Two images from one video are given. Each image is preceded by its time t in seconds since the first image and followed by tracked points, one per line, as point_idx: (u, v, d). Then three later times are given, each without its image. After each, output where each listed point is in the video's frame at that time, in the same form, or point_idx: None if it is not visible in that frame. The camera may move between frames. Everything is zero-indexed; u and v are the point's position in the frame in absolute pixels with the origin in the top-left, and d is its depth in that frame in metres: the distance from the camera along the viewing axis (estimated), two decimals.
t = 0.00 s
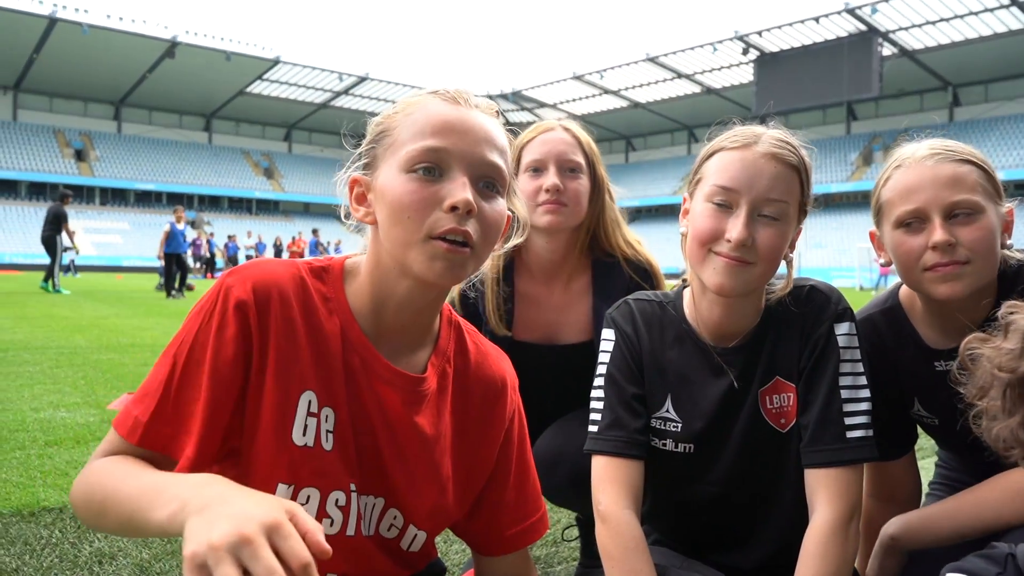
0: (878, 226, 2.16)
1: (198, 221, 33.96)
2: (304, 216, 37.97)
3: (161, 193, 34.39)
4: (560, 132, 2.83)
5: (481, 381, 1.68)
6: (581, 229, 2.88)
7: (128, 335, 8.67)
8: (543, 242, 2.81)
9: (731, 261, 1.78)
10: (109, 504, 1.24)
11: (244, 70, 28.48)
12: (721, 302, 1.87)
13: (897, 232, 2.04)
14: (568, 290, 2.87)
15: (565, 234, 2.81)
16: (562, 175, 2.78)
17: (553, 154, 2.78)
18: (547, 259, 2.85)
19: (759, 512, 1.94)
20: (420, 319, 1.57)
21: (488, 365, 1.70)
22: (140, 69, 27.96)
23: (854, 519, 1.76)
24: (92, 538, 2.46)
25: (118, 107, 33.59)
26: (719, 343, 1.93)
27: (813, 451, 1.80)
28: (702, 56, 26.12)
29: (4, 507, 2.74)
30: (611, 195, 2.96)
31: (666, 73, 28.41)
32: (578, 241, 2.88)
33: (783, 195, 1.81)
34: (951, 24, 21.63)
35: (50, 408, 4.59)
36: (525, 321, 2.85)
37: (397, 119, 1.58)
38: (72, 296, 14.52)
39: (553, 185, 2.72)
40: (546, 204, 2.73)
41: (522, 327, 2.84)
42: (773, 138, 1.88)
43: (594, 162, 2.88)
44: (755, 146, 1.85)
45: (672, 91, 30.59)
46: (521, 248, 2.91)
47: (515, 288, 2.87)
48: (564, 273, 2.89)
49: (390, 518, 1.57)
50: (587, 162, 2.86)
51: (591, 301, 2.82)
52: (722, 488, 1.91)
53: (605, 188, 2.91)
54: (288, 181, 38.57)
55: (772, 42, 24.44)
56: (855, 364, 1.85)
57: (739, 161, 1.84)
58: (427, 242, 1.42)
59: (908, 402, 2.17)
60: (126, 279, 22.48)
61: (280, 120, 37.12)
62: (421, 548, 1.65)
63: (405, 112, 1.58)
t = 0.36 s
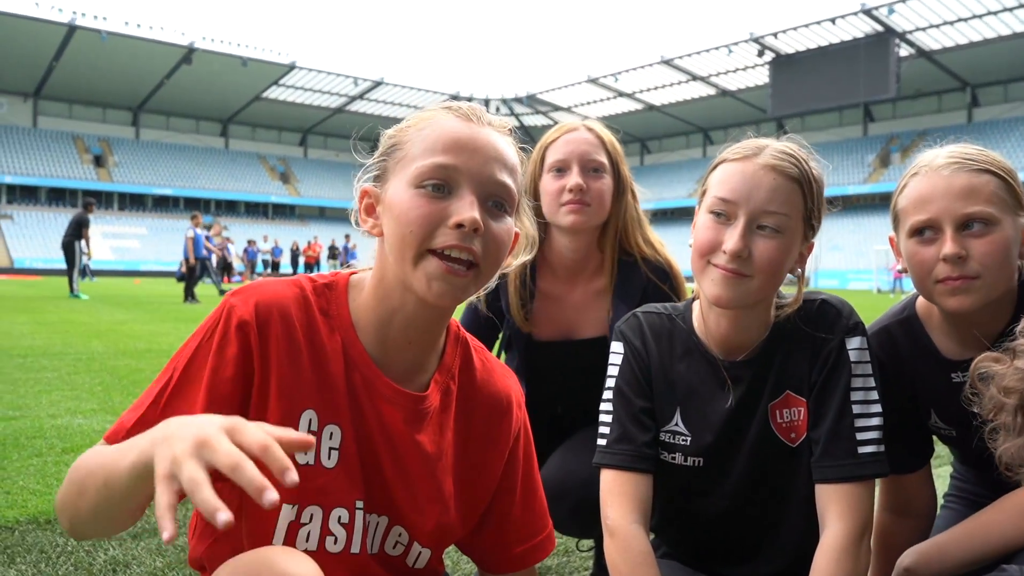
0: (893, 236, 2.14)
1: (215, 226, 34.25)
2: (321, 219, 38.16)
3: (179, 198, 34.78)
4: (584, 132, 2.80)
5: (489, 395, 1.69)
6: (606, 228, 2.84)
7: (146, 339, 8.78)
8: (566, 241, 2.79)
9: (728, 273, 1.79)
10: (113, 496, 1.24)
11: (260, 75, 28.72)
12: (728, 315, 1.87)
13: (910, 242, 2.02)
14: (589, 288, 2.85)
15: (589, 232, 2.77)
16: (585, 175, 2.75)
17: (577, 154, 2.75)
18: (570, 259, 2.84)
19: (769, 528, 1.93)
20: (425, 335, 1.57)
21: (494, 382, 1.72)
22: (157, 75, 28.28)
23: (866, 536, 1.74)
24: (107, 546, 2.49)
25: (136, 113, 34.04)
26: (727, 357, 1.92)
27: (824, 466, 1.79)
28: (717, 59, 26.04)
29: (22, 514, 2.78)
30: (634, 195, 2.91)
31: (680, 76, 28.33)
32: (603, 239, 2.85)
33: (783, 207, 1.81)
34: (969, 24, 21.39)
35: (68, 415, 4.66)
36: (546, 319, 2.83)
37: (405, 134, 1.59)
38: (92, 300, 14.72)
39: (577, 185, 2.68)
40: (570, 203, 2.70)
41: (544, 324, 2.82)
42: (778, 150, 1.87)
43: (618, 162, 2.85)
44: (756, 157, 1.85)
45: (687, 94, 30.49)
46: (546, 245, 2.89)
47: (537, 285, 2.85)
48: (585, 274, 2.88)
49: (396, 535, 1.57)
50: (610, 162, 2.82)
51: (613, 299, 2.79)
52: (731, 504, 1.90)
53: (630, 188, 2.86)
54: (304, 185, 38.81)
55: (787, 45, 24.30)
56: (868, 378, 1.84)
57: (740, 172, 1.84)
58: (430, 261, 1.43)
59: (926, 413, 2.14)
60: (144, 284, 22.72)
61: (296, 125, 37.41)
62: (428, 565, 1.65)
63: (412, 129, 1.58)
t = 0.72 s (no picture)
0: (897, 243, 2.12)
1: (225, 230, 34.42)
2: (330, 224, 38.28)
3: (189, 202, 35.01)
4: (591, 140, 2.78)
5: (484, 399, 1.70)
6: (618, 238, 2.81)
7: (154, 344, 8.83)
8: (574, 251, 2.77)
9: (727, 282, 1.79)
10: (108, 537, 1.31)
11: (271, 80, 28.92)
12: (727, 321, 1.86)
13: (913, 249, 2.01)
14: (599, 297, 2.82)
15: (598, 242, 2.75)
16: (592, 184, 2.73)
17: (584, 163, 2.74)
18: (580, 268, 2.81)
19: (768, 533, 1.93)
20: (419, 341, 1.58)
21: (490, 387, 1.73)
22: (169, 80, 28.52)
23: (863, 545, 1.73)
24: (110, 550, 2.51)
25: (147, 118, 34.35)
26: (726, 363, 1.92)
27: (821, 474, 1.78)
28: (726, 63, 26.00)
29: (26, 517, 2.80)
30: (643, 204, 2.88)
31: (690, 81, 28.32)
32: (612, 248, 2.82)
33: (782, 216, 1.80)
34: (980, 29, 21.29)
35: (75, 418, 4.69)
36: (555, 328, 2.79)
37: (401, 140, 1.60)
38: (101, 304, 14.82)
39: (584, 194, 2.67)
40: (578, 212, 2.68)
41: (552, 332, 2.78)
42: (778, 157, 1.87)
43: (626, 170, 2.83)
44: (756, 165, 1.85)
45: (697, 98, 30.47)
46: (554, 255, 2.88)
47: (546, 294, 2.82)
48: (594, 284, 2.85)
49: (390, 540, 1.58)
50: (618, 170, 2.81)
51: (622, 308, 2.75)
52: (730, 509, 1.89)
53: (638, 197, 2.84)
54: (314, 190, 38.94)
55: (797, 49, 24.22)
56: (866, 386, 1.83)
57: (739, 180, 1.85)
58: (426, 269, 1.44)
59: (928, 421, 2.13)
60: (154, 288, 22.84)
61: (305, 129, 37.62)
62: (420, 570, 1.66)
63: (409, 135, 1.59)
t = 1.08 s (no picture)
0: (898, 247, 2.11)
1: (232, 230, 34.49)
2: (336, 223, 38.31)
3: (196, 202, 35.14)
4: (598, 148, 2.73)
5: (487, 401, 1.69)
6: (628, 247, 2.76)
7: (159, 343, 8.86)
8: (584, 260, 2.71)
9: (725, 285, 1.78)
10: (105, 529, 1.28)
11: (277, 80, 28.99)
12: (725, 324, 1.84)
13: (912, 253, 2.00)
14: (610, 305, 2.76)
15: (608, 251, 2.69)
16: (601, 193, 2.67)
17: (592, 171, 2.67)
18: (590, 276, 2.75)
19: (767, 535, 1.92)
20: (426, 348, 1.57)
21: (494, 387, 1.72)
22: (175, 80, 28.64)
23: (861, 549, 1.72)
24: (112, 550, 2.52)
25: (154, 118, 34.50)
26: (724, 364, 1.90)
27: (820, 476, 1.77)
28: (733, 62, 25.91)
29: (29, 517, 2.81)
30: (652, 209, 2.83)
31: (696, 80, 28.26)
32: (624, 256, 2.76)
33: (781, 220, 1.79)
34: (987, 28, 21.19)
35: (80, 418, 4.71)
36: (565, 336, 2.74)
37: (403, 147, 1.57)
38: (108, 304, 14.86)
39: (593, 204, 2.60)
40: (586, 222, 2.62)
41: (562, 341, 2.73)
42: (777, 159, 1.86)
43: (634, 177, 2.76)
44: (755, 167, 1.84)
45: (703, 98, 30.40)
46: (565, 264, 2.82)
47: (556, 303, 2.76)
48: (605, 291, 2.79)
49: (394, 542, 1.60)
50: (626, 177, 2.75)
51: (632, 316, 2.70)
52: (729, 512, 1.88)
53: (648, 205, 2.77)
54: (320, 189, 38.98)
55: (804, 48, 24.08)
56: (865, 388, 1.82)
57: (736, 182, 1.84)
58: (434, 280, 1.43)
59: (928, 425, 2.11)
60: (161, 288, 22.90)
61: (312, 129, 37.70)
62: (423, 570, 1.68)
63: (411, 141, 1.56)
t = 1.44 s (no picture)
0: (900, 242, 2.09)
1: (239, 228, 34.53)
2: (343, 222, 38.37)
3: (204, 200, 35.25)
4: (602, 156, 2.68)
5: (490, 403, 1.68)
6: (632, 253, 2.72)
7: (164, 341, 8.89)
8: (588, 269, 2.68)
9: (722, 288, 1.76)
10: (75, 494, 1.22)
11: (285, 79, 29.06)
12: (723, 326, 1.83)
13: (913, 251, 1.98)
14: (613, 313, 2.73)
15: (612, 260, 2.65)
16: (604, 203, 2.63)
17: (596, 181, 2.63)
18: (594, 286, 2.72)
19: (764, 536, 1.91)
20: (441, 358, 1.57)
21: (491, 383, 1.71)
22: (184, 79, 28.74)
23: (859, 549, 1.71)
24: (113, 547, 2.52)
25: (162, 117, 34.64)
26: (720, 365, 1.90)
27: (819, 478, 1.75)
28: (741, 62, 25.84)
29: (31, 513, 2.82)
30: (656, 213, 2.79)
31: (703, 80, 28.19)
32: (627, 265, 2.72)
33: (779, 222, 1.78)
34: (997, 28, 21.05)
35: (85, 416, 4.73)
36: (567, 345, 2.72)
37: (432, 159, 1.53)
38: (115, 301, 14.93)
39: (597, 215, 2.56)
40: (590, 232, 2.58)
41: (565, 350, 2.71)
42: (776, 160, 1.85)
43: (639, 185, 2.72)
44: (752, 169, 1.83)
45: (711, 97, 30.31)
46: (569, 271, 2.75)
47: (558, 312, 2.73)
48: (609, 300, 2.75)
49: (394, 546, 1.60)
50: (630, 185, 2.70)
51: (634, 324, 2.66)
52: (726, 514, 1.87)
53: (653, 211, 2.73)
54: (327, 188, 38.99)
55: (813, 48, 23.99)
56: (864, 389, 1.80)
57: (735, 183, 1.82)
58: (456, 294, 1.41)
59: (924, 418, 2.10)
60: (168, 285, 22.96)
61: (320, 128, 37.75)
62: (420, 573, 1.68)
63: (439, 155, 1.52)
